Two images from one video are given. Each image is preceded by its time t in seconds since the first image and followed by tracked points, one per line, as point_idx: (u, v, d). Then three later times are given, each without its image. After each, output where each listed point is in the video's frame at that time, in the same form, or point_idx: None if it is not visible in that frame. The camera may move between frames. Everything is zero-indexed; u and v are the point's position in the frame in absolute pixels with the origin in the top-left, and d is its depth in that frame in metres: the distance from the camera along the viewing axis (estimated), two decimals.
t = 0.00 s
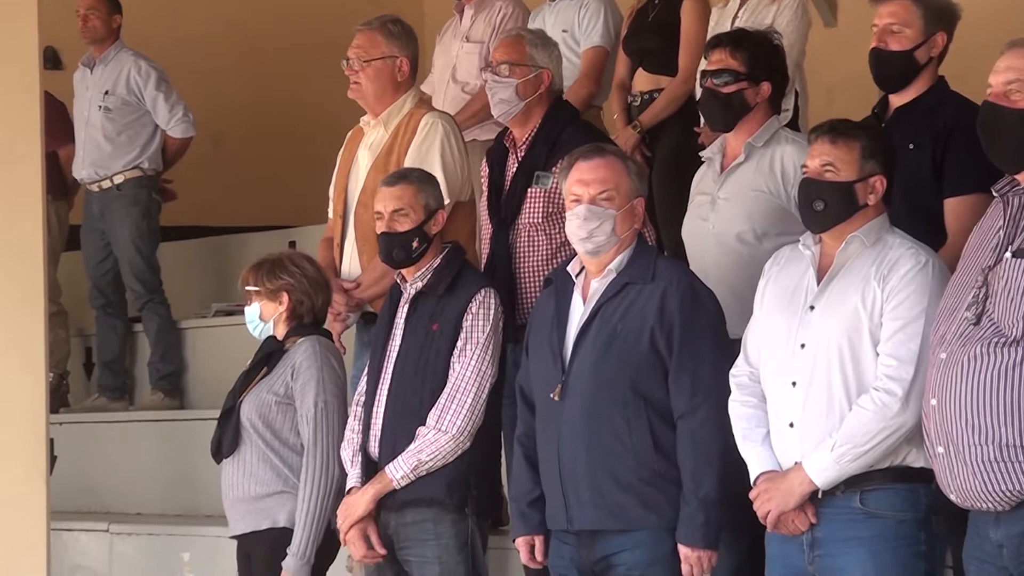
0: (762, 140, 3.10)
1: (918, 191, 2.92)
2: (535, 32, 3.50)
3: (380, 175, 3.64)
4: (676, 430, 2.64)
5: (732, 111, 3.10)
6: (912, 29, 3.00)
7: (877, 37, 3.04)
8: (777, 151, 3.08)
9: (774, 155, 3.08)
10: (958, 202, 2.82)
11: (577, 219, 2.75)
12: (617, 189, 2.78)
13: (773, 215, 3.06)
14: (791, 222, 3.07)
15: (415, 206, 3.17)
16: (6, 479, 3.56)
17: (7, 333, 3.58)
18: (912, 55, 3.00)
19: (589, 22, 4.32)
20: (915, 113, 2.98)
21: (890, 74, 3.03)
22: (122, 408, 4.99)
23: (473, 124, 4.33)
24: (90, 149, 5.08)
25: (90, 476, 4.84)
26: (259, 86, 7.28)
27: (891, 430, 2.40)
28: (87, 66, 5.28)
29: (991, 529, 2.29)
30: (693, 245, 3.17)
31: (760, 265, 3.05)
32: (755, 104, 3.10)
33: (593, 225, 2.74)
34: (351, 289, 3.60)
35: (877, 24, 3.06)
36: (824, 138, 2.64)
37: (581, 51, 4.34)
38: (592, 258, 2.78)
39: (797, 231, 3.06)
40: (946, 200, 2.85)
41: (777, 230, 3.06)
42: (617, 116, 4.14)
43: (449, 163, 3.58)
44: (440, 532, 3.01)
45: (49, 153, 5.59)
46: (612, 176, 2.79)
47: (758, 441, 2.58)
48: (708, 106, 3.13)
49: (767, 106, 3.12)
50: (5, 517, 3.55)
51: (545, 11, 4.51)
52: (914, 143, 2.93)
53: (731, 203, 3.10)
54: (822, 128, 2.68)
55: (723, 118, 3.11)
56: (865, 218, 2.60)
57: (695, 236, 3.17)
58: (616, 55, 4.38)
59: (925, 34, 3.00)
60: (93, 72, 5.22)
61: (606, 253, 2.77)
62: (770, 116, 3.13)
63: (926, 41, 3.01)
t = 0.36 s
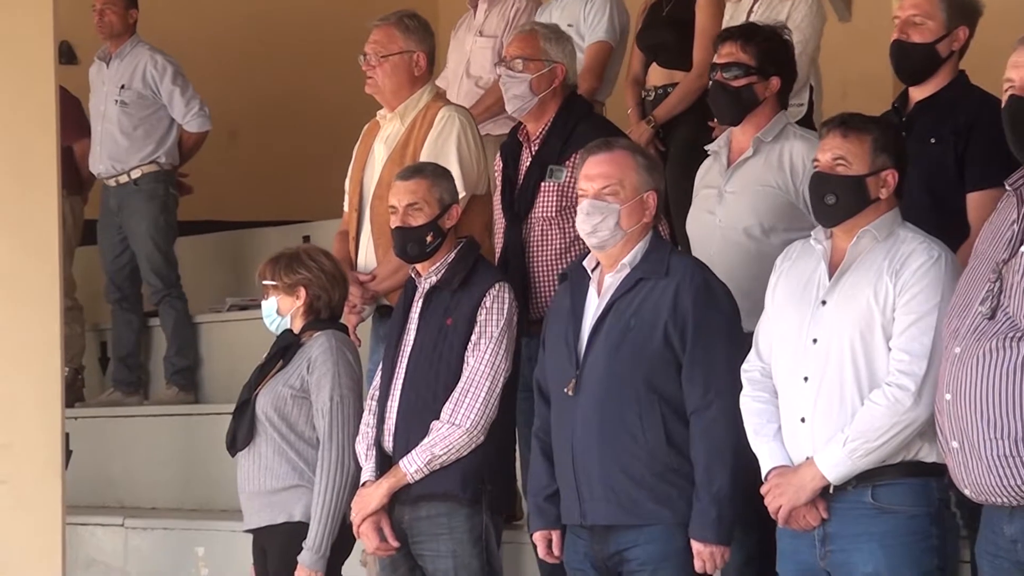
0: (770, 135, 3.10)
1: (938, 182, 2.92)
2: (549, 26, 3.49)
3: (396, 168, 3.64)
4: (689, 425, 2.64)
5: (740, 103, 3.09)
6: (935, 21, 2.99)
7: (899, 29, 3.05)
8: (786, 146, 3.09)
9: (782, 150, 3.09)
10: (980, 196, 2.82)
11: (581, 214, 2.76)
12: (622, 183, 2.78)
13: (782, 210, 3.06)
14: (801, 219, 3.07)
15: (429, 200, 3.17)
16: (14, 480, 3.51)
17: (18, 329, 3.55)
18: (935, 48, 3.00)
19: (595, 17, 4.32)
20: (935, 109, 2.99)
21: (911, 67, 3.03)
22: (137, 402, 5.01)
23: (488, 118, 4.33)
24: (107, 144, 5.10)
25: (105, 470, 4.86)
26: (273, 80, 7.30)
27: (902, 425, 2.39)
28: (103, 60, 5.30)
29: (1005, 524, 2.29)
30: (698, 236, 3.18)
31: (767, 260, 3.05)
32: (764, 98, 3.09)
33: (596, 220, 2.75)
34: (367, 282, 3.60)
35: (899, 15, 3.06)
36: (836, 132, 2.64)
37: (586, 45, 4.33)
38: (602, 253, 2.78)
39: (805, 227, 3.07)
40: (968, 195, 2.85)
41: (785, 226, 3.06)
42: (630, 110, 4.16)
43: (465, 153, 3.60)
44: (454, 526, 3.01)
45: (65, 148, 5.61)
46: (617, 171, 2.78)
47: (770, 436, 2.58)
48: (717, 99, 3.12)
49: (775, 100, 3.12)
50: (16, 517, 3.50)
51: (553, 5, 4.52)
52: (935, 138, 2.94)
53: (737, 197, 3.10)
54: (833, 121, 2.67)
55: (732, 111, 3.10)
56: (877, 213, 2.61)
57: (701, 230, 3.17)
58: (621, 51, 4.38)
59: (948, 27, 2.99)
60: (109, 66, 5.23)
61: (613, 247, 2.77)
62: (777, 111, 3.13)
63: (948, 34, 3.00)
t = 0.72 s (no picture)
0: (770, 129, 3.10)
1: (955, 170, 2.93)
2: (558, 19, 3.48)
3: (407, 160, 3.64)
4: (697, 418, 2.64)
5: (741, 96, 3.09)
6: (954, 15, 2.96)
7: (918, 22, 3.01)
8: (785, 141, 3.08)
9: (782, 145, 3.08)
10: (999, 187, 2.83)
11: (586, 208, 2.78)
12: (626, 177, 2.77)
13: (781, 204, 3.05)
14: (799, 215, 3.06)
15: (439, 192, 3.17)
16: (26, 475, 3.50)
17: (30, 323, 3.53)
18: (955, 42, 2.98)
19: (603, 8, 4.31)
20: (952, 101, 2.99)
21: (931, 60, 3.01)
22: (147, 394, 5.02)
23: (497, 110, 4.33)
24: (117, 136, 5.11)
25: (115, 462, 4.87)
26: (275, 75, 7.29)
27: (908, 418, 2.39)
28: (115, 52, 5.30)
29: (1012, 515, 2.29)
30: (695, 229, 3.17)
31: (764, 254, 3.04)
32: (764, 92, 3.10)
33: (601, 213, 2.76)
34: (378, 275, 3.61)
35: (918, 8, 3.02)
36: (841, 125, 2.65)
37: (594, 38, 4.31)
38: (610, 246, 2.79)
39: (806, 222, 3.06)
40: (986, 187, 2.86)
41: (783, 221, 3.05)
42: (640, 103, 4.17)
43: (476, 143, 3.60)
44: (463, 519, 3.02)
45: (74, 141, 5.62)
46: (622, 164, 2.78)
47: (777, 430, 2.56)
48: (717, 93, 3.12)
49: (775, 94, 3.12)
50: (27, 512, 3.49)
51: None
52: (953, 129, 2.95)
53: (736, 190, 3.09)
54: (839, 113, 2.68)
55: (733, 105, 3.10)
56: (883, 205, 2.60)
57: (697, 220, 3.17)
58: (628, 46, 4.39)
59: (968, 21, 2.96)
60: (120, 59, 5.23)
61: (621, 240, 2.77)
62: (776, 105, 3.13)
63: (968, 28, 2.98)
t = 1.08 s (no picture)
0: (769, 125, 3.09)
1: (960, 164, 2.93)
2: (561, 11, 3.48)
3: (411, 153, 3.64)
4: (703, 410, 2.64)
5: (740, 91, 3.08)
6: (963, 8, 2.95)
7: (927, 15, 3.00)
8: (784, 136, 3.08)
9: (780, 140, 3.08)
10: (1008, 178, 2.83)
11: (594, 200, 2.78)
12: (635, 169, 2.77)
13: (778, 200, 3.05)
14: (798, 211, 3.06)
15: (444, 184, 3.17)
16: (33, 467, 3.50)
17: (37, 314, 3.54)
18: (964, 35, 2.97)
19: None
20: (961, 94, 2.99)
21: (940, 53, 3.00)
22: (153, 387, 5.03)
23: (501, 104, 4.34)
24: (123, 129, 5.12)
25: (121, 455, 4.88)
26: (276, 70, 7.28)
27: (912, 411, 2.39)
28: (121, 45, 5.31)
29: (1017, 508, 2.29)
30: (693, 222, 3.17)
31: (762, 249, 3.05)
32: (763, 86, 3.09)
33: (608, 206, 2.76)
34: (382, 268, 3.61)
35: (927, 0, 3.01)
36: (842, 118, 2.64)
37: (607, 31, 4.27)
38: (618, 238, 2.79)
39: (804, 218, 3.05)
40: (995, 177, 2.87)
41: (780, 216, 3.05)
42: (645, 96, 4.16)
43: (481, 138, 3.61)
44: (468, 512, 3.02)
45: (80, 134, 5.63)
46: (631, 156, 2.78)
47: (780, 424, 2.56)
48: (717, 87, 3.11)
49: (773, 89, 3.11)
50: (35, 503, 3.49)
51: None
52: (962, 121, 2.95)
53: (734, 184, 3.09)
54: (839, 107, 2.67)
55: (732, 99, 3.10)
56: (885, 198, 2.61)
57: (698, 215, 3.17)
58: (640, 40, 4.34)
59: (978, 14, 2.96)
60: (126, 52, 5.24)
61: (629, 232, 2.77)
62: (775, 100, 3.13)
63: (977, 21, 2.97)
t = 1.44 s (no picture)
0: (777, 114, 3.10)
1: (960, 157, 2.94)
2: (562, 3, 3.48)
3: (411, 144, 3.63)
4: (707, 401, 2.64)
5: (747, 81, 3.09)
6: None
7: (930, 6, 2.99)
8: (792, 125, 3.08)
9: (788, 129, 3.08)
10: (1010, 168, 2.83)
11: (603, 189, 2.77)
12: (643, 158, 2.77)
13: (787, 189, 3.05)
14: (806, 199, 3.07)
15: (444, 175, 3.17)
16: (36, 458, 3.50)
17: (41, 305, 3.54)
18: (967, 25, 2.96)
19: None
20: (963, 84, 2.98)
21: (943, 44, 2.99)
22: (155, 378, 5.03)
23: (502, 95, 4.34)
24: (126, 120, 5.12)
25: (123, 446, 4.89)
26: (277, 62, 7.28)
27: (914, 402, 2.39)
28: (124, 36, 5.31)
29: (1014, 499, 2.29)
30: (700, 213, 3.18)
31: (769, 240, 3.04)
32: (770, 75, 3.09)
33: (617, 195, 2.75)
34: (383, 259, 3.61)
35: None
36: (846, 108, 2.65)
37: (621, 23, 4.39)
38: (624, 228, 2.79)
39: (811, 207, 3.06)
40: (998, 167, 2.86)
41: (789, 206, 3.05)
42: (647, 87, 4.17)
43: (481, 129, 3.61)
44: (469, 503, 3.02)
45: (82, 125, 5.63)
46: (638, 146, 2.78)
47: (782, 415, 2.56)
48: (724, 76, 3.12)
49: (781, 78, 3.12)
50: (38, 495, 3.49)
51: None
52: (965, 111, 2.95)
53: (742, 175, 3.09)
54: (843, 97, 2.68)
55: (740, 88, 3.10)
56: (887, 189, 2.61)
57: (705, 205, 3.16)
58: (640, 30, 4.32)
59: (980, 4, 2.95)
60: (129, 43, 5.24)
61: (636, 222, 2.77)
62: (782, 89, 3.13)
63: (979, 11, 2.96)
